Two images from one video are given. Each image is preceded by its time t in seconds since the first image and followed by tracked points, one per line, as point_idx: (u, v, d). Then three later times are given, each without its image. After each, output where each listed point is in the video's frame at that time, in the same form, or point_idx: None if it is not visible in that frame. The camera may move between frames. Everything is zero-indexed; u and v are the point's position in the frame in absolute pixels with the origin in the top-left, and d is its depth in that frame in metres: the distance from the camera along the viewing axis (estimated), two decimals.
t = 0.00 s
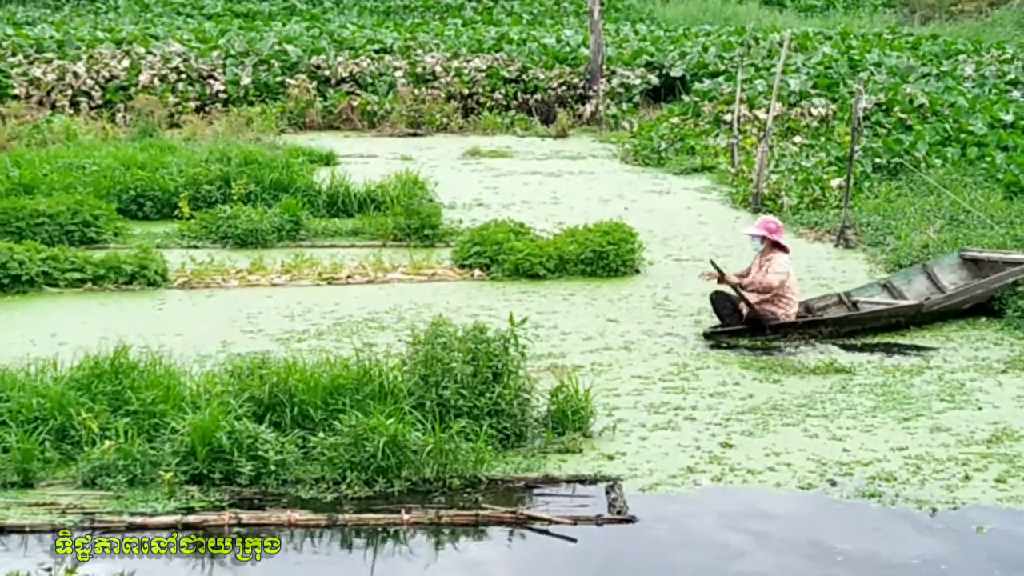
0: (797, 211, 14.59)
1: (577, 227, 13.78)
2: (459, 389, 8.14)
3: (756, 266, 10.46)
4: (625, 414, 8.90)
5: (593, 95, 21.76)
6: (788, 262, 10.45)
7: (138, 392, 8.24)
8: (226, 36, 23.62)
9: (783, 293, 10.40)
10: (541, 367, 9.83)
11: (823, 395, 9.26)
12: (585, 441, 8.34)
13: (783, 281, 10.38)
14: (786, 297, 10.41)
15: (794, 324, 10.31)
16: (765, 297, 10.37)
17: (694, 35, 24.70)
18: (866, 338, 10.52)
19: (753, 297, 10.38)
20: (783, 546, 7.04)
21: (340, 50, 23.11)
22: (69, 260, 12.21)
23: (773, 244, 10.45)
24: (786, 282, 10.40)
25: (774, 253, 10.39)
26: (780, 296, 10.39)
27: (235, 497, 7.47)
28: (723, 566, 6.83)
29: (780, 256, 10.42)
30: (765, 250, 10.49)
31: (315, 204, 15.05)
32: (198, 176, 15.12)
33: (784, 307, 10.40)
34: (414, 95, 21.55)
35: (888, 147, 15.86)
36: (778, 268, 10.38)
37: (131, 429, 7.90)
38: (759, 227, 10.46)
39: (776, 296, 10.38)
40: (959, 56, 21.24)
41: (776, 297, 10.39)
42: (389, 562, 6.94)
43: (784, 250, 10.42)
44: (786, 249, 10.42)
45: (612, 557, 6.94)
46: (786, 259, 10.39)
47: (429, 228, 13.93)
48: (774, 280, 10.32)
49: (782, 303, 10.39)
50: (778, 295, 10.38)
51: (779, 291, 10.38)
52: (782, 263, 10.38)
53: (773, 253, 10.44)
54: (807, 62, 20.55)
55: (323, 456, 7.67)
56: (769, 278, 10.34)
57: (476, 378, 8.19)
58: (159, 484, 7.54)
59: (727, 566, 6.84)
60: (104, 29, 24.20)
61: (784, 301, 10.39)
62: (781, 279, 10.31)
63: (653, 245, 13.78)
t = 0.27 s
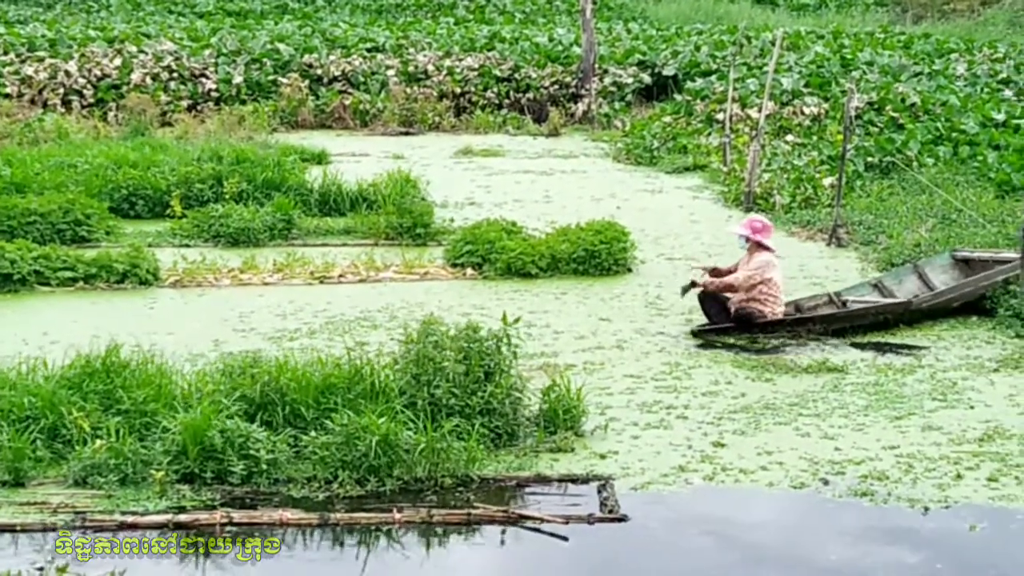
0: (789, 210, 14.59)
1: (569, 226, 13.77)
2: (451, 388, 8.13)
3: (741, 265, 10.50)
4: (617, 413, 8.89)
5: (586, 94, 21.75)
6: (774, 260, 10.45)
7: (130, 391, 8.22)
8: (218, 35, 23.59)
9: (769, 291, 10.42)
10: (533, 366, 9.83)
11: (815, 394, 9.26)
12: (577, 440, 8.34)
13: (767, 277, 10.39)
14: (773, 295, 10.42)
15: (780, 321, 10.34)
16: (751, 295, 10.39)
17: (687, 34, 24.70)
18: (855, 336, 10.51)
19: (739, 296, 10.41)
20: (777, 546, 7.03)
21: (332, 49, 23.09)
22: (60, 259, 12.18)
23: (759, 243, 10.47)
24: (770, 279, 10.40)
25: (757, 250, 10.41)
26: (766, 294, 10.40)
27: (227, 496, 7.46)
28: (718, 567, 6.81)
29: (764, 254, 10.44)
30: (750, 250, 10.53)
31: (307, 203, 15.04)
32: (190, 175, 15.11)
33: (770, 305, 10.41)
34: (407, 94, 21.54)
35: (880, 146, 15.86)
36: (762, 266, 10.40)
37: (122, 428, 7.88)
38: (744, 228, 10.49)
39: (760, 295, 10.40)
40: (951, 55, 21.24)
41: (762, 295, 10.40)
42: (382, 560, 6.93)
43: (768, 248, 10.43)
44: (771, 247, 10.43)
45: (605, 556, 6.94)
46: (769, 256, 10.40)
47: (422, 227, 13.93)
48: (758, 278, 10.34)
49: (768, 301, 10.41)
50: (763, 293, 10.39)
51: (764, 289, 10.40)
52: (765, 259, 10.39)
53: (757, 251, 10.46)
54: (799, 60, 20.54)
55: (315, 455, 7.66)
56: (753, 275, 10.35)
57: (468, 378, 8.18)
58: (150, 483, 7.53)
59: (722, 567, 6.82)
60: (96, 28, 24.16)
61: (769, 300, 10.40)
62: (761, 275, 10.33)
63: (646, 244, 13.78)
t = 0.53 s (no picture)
0: (775, 208, 14.59)
1: (555, 224, 13.76)
2: (437, 386, 8.12)
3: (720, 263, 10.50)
4: (604, 411, 8.88)
5: (572, 92, 21.75)
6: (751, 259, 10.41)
7: (115, 389, 8.20)
8: (204, 33, 23.56)
9: (748, 288, 10.41)
10: (520, 364, 9.82)
11: (801, 392, 9.26)
12: (563, 438, 8.33)
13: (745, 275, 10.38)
14: (752, 292, 10.42)
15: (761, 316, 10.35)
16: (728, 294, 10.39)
17: (673, 32, 24.70)
18: (838, 333, 10.51)
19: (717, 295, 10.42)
20: (764, 545, 7.01)
21: (318, 46, 23.07)
22: (46, 257, 12.15)
23: (738, 240, 10.44)
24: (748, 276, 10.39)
25: (734, 249, 10.38)
26: (744, 290, 10.40)
27: (213, 494, 7.44)
28: (705, 567, 6.80)
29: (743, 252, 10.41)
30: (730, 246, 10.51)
31: (293, 201, 15.02)
32: (176, 173, 15.09)
33: (749, 303, 10.40)
34: (393, 92, 21.53)
35: (866, 144, 15.87)
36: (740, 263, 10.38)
37: (108, 427, 7.86)
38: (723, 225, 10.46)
39: (739, 291, 10.40)
40: (937, 54, 21.25)
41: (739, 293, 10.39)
42: (368, 559, 6.92)
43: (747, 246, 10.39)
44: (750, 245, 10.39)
45: (591, 554, 6.93)
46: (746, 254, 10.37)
47: (408, 225, 13.92)
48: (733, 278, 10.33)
49: (746, 299, 10.40)
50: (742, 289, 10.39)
51: (743, 286, 10.40)
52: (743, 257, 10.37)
53: (736, 249, 10.43)
54: (786, 59, 20.55)
55: (301, 453, 7.65)
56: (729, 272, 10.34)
57: (454, 376, 8.17)
58: (136, 481, 7.51)
59: (710, 566, 6.81)
60: (82, 26, 24.12)
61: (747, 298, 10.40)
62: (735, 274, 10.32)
63: (632, 242, 13.77)
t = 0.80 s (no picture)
0: (760, 208, 14.60)
1: (540, 224, 13.77)
2: (422, 386, 8.11)
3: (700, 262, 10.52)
4: (590, 411, 8.88)
5: (558, 91, 21.76)
6: (731, 257, 10.44)
7: (99, 389, 8.18)
8: (189, 32, 23.53)
9: (730, 286, 10.44)
10: (505, 364, 9.82)
11: (786, 391, 9.27)
12: (548, 438, 8.33)
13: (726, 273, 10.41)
14: (734, 290, 10.44)
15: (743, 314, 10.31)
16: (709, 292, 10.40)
17: (658, 32, 24.70)
18: (818, 331, 10.51)
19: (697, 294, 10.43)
20: (750, 545, 7.01)
21: (304, 45, 23.04)
22: (30, 257, 12.12)
23: (717, 239, 10.49)
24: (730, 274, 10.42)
25: (715, 247, 10.41)
26: (727, 290, 10.42)
27: (197, 494, 7.43)
28: (691, 566, 6.79)
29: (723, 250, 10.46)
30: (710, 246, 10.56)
31: (278, 200, 15.00)
32: (161, 172, 15.07)
33: (730, 301, 10.42)
34: (378, 92, 21.53)
35: (850, 144, 15.89)
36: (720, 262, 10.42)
37: (92, 426, 7.85)
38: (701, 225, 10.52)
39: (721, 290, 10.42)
40: (922, 53, 21.28)
41: (720, 291, 10.41)
42: (353, 558, 6.91)
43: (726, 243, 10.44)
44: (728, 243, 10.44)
45: (578, 553, 6.93)
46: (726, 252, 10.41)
47: (393, 224, 13.91)
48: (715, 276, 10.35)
49: (727, 297, 10.42)
50: (723, 288, 10.40)
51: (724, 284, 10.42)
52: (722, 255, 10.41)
53: (716, 248, 10.47)
54: (771, 58, 20.57)
55: (286, 453, 7.63)
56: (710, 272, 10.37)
57: (439, 375, 8.16)
58: (121, 481, 7.50)
59: (696, 566, 6.80)
60: (67, 25, 24.09)
61: (728, 297, 10.42)
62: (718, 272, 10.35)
63: (617, 241, 13.78)
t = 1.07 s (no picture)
0: (743, 205, 14.60)
1: (523, 221, 13.76)
2: (404, 384, 8.10)
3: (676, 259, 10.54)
4: (572, 409, 8.87)
5: (540, 89, 21.76)
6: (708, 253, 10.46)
7: (81, 387, 8.16)
8: (171, 29, 23.49)
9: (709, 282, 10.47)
10: (487, 362, 9.80)
11: (768, 389, 9.27)
12: (530, 436, 8.32)
13: (704, 270, 10.44)
14: (712, 285, 10.48)
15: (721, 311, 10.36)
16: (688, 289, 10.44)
17: (641, 29, 24.71)
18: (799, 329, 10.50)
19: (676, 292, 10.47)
20: (733, 544, 6.99)
21: (286, 43, 23.01)
22: (12, 255, 12.10)
23: (692, 235, 10.50)
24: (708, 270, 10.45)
25: (691, 245, 10.43)
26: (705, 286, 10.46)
27: (179, 492, 7.41)
28: (675, 565, 6.77)
29: (698, 246, 10.47)
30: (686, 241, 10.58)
31: (260, 197, 14.98)
32: (142, 170, 15.04)
33: (709, 296, 10.46)
34: (361, 89, 21.51)
35: (832, 142, 15.90)
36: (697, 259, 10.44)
37: (73, 424, 7.82)
38: (675, 222, 10.52)
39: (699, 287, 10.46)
40: (904, 51, 21.29)
41: (698, 288, 10.45)
42: (335, 556, 6.90)
43: (701, 240, 10.45)
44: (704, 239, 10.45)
45: (560, 551, 6.93)
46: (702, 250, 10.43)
47: (375, 222, 13.90)
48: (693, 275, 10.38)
49: (705, 293, 10.46)
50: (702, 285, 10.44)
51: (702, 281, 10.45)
52: (698, 253, 10.43)
53: (691, 244, 10.49)
54: (753, 56, 20.58)
55: (267, 451, 7.61)
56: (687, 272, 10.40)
57: (420, 373, 8.15)
58: (102, 479, 7.48)
59: (679, 565, 6.78)
60: (48, 22, 24.03)
61: (706, 293, 10.46)
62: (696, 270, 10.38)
63: (600, 239, 13.77)
